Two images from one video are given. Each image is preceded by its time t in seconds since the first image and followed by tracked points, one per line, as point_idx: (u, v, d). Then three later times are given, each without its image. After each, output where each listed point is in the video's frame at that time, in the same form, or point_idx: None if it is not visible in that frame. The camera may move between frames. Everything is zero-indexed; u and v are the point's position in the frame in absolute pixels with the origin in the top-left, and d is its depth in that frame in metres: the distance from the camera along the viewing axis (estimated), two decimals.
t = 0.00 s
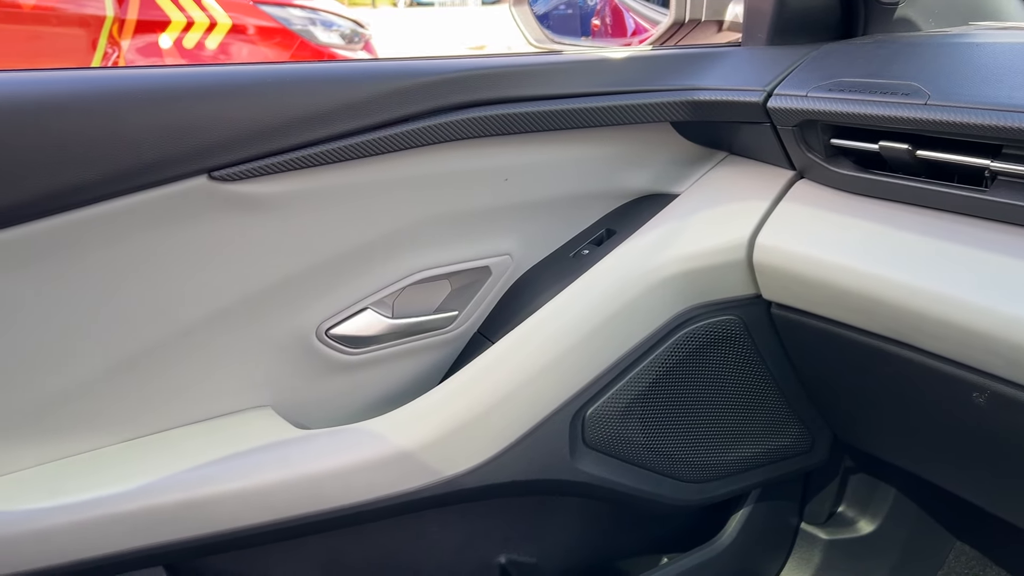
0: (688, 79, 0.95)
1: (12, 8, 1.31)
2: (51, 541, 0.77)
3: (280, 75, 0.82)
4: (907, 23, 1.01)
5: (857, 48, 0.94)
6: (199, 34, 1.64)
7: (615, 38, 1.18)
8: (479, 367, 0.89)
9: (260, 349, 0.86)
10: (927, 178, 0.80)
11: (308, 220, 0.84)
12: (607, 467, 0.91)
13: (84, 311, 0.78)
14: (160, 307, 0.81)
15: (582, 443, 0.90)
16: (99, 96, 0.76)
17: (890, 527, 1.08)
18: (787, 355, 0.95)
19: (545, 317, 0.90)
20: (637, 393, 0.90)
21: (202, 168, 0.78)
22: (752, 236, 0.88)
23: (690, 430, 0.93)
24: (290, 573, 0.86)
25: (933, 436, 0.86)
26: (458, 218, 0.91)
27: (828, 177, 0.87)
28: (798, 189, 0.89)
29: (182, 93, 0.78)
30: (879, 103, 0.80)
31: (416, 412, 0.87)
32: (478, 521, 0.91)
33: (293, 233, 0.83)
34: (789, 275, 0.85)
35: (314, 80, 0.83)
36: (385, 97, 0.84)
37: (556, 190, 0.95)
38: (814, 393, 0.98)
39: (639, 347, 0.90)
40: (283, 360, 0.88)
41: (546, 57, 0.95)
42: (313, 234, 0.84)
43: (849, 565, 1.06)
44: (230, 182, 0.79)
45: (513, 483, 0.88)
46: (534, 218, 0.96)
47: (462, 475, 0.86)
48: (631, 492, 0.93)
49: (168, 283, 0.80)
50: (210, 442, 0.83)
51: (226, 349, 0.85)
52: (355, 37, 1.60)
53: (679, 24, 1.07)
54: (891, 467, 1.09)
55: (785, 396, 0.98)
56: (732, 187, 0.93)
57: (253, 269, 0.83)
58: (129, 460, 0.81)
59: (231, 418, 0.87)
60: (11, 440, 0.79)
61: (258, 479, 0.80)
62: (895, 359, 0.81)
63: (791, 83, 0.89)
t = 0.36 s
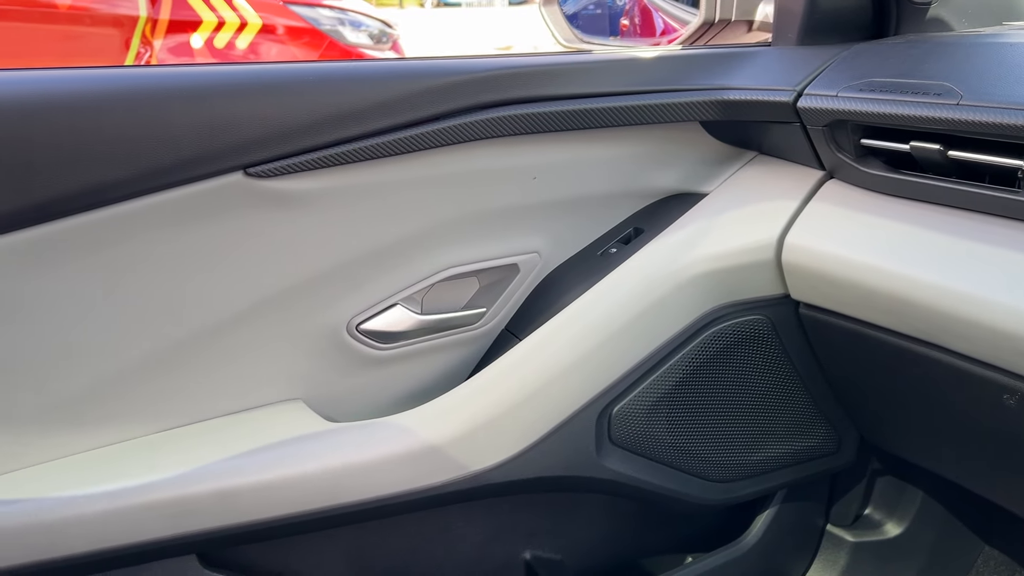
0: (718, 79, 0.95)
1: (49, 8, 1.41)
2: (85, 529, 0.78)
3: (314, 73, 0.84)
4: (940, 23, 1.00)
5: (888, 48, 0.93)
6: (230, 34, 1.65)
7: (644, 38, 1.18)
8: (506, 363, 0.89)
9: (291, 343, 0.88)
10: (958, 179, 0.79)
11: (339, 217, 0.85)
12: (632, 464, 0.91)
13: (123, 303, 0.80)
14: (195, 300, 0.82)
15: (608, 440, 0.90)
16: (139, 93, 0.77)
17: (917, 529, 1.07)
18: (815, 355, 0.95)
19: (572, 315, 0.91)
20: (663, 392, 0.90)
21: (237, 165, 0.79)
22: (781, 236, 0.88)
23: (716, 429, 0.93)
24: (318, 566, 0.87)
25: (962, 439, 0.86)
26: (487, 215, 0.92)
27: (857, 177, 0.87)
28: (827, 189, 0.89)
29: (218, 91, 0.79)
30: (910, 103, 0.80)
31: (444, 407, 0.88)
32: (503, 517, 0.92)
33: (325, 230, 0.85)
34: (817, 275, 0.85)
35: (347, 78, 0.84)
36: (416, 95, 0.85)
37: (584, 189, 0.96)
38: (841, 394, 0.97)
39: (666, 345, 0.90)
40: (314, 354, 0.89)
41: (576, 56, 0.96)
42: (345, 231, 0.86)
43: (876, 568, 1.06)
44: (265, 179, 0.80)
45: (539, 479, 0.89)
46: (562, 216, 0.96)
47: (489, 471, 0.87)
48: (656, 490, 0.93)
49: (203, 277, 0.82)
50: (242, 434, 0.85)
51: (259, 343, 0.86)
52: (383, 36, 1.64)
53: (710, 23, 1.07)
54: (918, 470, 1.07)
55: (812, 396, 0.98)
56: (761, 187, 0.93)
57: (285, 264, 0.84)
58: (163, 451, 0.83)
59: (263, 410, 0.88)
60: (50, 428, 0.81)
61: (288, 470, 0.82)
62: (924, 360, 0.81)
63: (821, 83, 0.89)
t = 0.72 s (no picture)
0: (747, 80, 0.95)
1: (85, 8, 1.39)
2: (121, 518, 0.79)
3: (348, 73, 0.85)
4: (970, 24, 0.99)
5: (919, 50, 0.93)
6: (260, 34, 1.67)
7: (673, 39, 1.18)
8: (534, 361, 0.90)
9: (322, 339, 0.89)
10: (989, 181, 0.79)
11: (371, 214, 0.86)
12: (658, 463, 0.92)
13: (161, 298, 0.82)
14: (230, 296, 0.84)
15: (634, 439, 0.91)
16: (179, 93, 0.79)
17: (944, 532, 1.07)
18: (843, 357, 0.95)
19: (600, 313, 0.91)
20: (689, 392, 0.91)
21: (272, 163, 0.81)
22: (810, 237, 0.88)
23: (742, 430, 0.94)
24: (346, 559, 0.88)
25: (991, 442, 0.85)
26: (516, 214, 0.93)
27: (887, 179, 0.87)
28: (857, 191, 0.89)
29: (255, 90, 0.81)
30: (941, 105, 0.80)
31: (472, 404, 0.89)
32: (529, 514, 0.93)
33: (357, 228, 0.86)
34: (845, 277, 0.85)
35: (380, 78, 0.85)
36: (447, 95, 0.86)
37: (613, 189, 0.96)
38: (869, 396, 0.97)
39: (692, 345, 0.90)
40: (345, 350, 0.91)
41: (605, 57, 0.96)
42: (376, 229, 0.87)
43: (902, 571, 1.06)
44: (300, 177, 0.82)
45: (565, 477, 0.90)
46: (590, 215, 0.97)
47: (516, 467, 0.88)
48: (681, 488, 0.94)
49: (238, 273, 0.83)
50: (275, 427, 0.86)
51: (291, 338, 0.88)
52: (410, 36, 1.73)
53: (740, 24, 1.07)
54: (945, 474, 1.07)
55: (840, 398, 0.98)
56: (789, 188, 0.93)
57: (318, 261, 0.86)
58: (196, 444, 0.85)
59: (294, 404, 0.90)
60: (88, 419, 0.83)
61: (319, 463, 0.83)
62: (953, 363, 0.81)
63: (851, 85, 0.89)
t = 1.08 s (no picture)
0: (775, 81, 0.95)
1: (117, 9, 1.47)
2: (156, 506, 0.81)
3: (379, 74, 0.86)
4: (1001, 25, 0.98)
5: (949, 51, 0.93)
6: (288, 34, 1.69)
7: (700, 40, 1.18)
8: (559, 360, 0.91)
9: (351, 335, 0.91)
10: (1018, 183, 0.79)
11: (401, 213, 0.87)
12: (681, 462, 0.93)
13: (196, 293, 0.84)
14: (263, 292, 0.86)
15: (658, 438, 0.92)
16: (215, 93, 0.81)
17: (970, 537, 1.05)
18: (869, 359, 0.95)
19: (625, 312, 0.92)
20: (714, 392, 0.92)
21: (305, 162, 0.82)
22: (837, 238, 0.89)
23: (767, 430, 0.94)
24: (373, 552, 0.90)
25: (1017, 446, 0.85)
26: (544, 214, 0.94)
27: (915, 180, 0.87)
28: (884, 192, 0.89)
29: (288, 90, 0.83)
30: (970, 107, 0.79)
31: (497, 400, 0.90)
32: (553, 510, 0.94)
33: (386, 226, 0.87)
34: (871, 278, 0.85)
35: (410, 79, 0.86)
36: (476, 96, 0.87)
37: (639, 189, 0.97)
38: (895, 398, 0.97)
39: (717, 346, 0.91)
40: (373, 346, 0.92)
41: (633, 58, 0.97)
42: (406, 227, 0.88)
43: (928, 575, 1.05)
44: (332, 176, 0.83)
45: (588, 474, 0.91)
46: (616, 215, 0.98)
47: (540, 463, 0.89)
48: (704, 488, 0.94)
49: (270, 270, 0.85)
50: (304, 421, 0.88)
51: (321, 333, 0.90)
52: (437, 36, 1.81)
53: (766, 27, 1.06)
54: (969, 477, 1.05)
55: (866, 400, 0.97)
56: (816, 188, 0.93)
57: (348, 258, 0.87)
58: (228, 437, 0.86)
59: (323, 399, 0.92)
60: (124, 411, 0.85)
61: (347, 457, 0.85)
62: (979, 366, 0.81)
63: (879, 86, 0.89)
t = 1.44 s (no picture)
0: (801, 82, 0.95)
1: (149, 9, 1.51)
2: (187, 496, 0.83)
3: (408, 73, 0.88)
4: None
5: (977, 52, 0.92)
6: (315, 34, 1.70)
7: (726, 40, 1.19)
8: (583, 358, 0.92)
9: (378, 330, 0.92)
10: None
11: (428, 211, 0.89)
12: (704, 460, 0.94)
13: (227, 288, 0.86)
14: (292, 287, 0.87)
15: (681, 436, 0.93)
16: (249, 91, 0.82)
17: (995, 540, 1.04)
18: (893, 360, 0.95)
19: (649, 311, 0.93)
20: (737, 391, 0.92)
21: (335, 160, 0.84)
22: (861, 238, 0.89)
23: (789, 430, 0.95)
24: (398, 545, 0.91)
25: None
26: (569, 212, 0.95)
27: (941, 182, 0.87)
28: (910, 193, 0.89)
29: (319, 89, 0.84)
30: (997, 108, 0.79)
31: (521, 396, 0.92)
32: (575, 507, 0.96)
33: (414, 224, 0.89)
34: (895, 279, 0.86)
35: (439, 78, 0.88)
36: (504, 95, 0.88)
37: (664, 189, 0.98)
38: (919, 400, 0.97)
39: (740, 345, 0.92)
40: (400, 341, 0.94)
41: (659, 58, 0.98)
42: (433, 225, 0.89)
43: None
44: (361, 174, 0.85)
45: (611, 471, 0.92)
46: (641, 215, 0.99)
47: (564, 459, 0.90)
48: (727, 486, 0.95)
49: (300, 266, 0.87)
50: (331, 414, 0.90)
51: (349, 329, 0.91)
52: (463, 36, 1.85)
53: (793, 27, 1.07)
54: (995, 481, 1.03)
55: (890, 401, 0.98)
56: (841, 189, 0.94)
57: (376, 255, 0.89)
58: (257, 428, 0.88)
59: (350, 393, 0.93)
60: (158, 402, 0.87)
61: (374, 450, 0.86)
62: (1004, 367, 0.81)
63: (906, 87, 0.89)
